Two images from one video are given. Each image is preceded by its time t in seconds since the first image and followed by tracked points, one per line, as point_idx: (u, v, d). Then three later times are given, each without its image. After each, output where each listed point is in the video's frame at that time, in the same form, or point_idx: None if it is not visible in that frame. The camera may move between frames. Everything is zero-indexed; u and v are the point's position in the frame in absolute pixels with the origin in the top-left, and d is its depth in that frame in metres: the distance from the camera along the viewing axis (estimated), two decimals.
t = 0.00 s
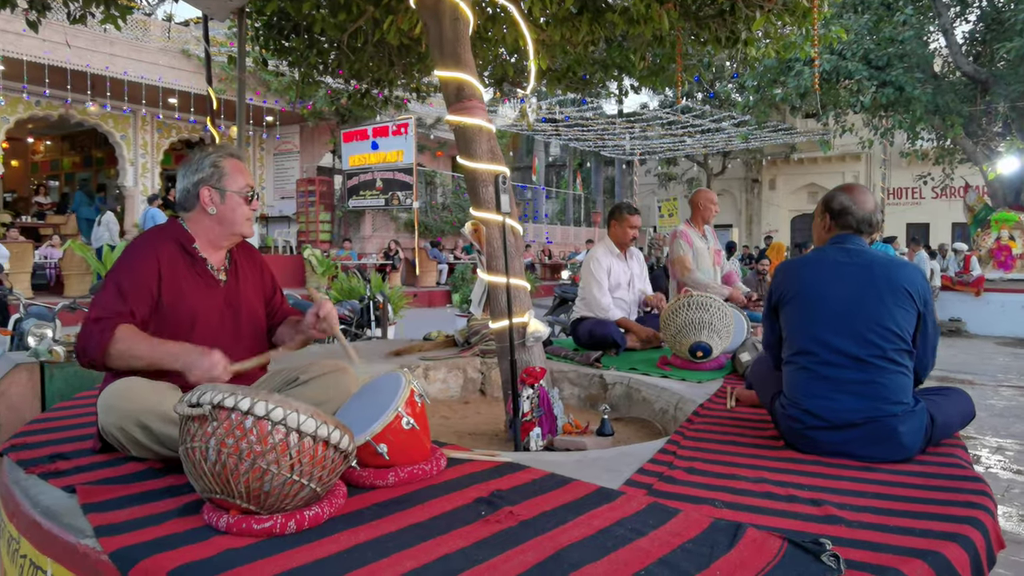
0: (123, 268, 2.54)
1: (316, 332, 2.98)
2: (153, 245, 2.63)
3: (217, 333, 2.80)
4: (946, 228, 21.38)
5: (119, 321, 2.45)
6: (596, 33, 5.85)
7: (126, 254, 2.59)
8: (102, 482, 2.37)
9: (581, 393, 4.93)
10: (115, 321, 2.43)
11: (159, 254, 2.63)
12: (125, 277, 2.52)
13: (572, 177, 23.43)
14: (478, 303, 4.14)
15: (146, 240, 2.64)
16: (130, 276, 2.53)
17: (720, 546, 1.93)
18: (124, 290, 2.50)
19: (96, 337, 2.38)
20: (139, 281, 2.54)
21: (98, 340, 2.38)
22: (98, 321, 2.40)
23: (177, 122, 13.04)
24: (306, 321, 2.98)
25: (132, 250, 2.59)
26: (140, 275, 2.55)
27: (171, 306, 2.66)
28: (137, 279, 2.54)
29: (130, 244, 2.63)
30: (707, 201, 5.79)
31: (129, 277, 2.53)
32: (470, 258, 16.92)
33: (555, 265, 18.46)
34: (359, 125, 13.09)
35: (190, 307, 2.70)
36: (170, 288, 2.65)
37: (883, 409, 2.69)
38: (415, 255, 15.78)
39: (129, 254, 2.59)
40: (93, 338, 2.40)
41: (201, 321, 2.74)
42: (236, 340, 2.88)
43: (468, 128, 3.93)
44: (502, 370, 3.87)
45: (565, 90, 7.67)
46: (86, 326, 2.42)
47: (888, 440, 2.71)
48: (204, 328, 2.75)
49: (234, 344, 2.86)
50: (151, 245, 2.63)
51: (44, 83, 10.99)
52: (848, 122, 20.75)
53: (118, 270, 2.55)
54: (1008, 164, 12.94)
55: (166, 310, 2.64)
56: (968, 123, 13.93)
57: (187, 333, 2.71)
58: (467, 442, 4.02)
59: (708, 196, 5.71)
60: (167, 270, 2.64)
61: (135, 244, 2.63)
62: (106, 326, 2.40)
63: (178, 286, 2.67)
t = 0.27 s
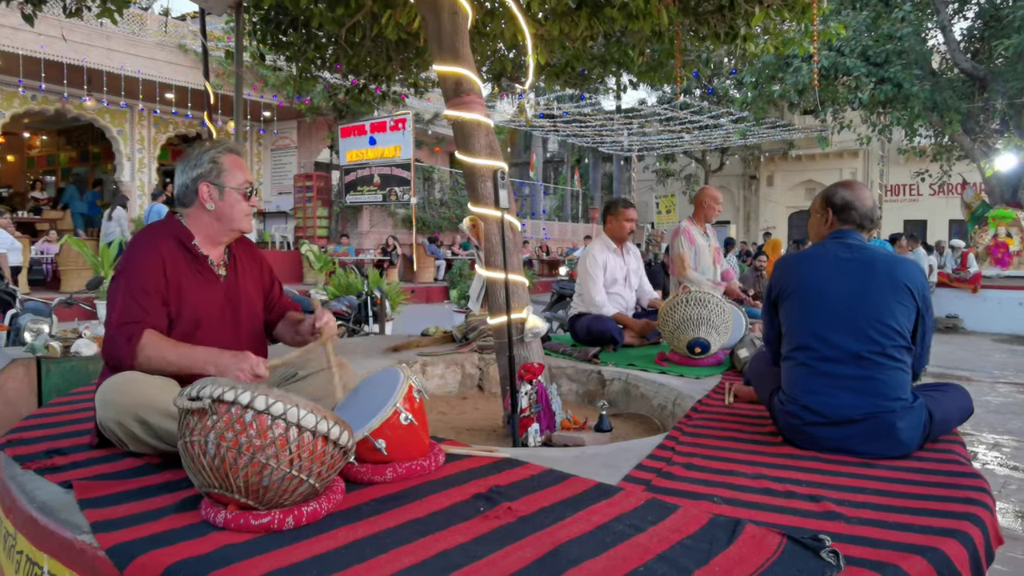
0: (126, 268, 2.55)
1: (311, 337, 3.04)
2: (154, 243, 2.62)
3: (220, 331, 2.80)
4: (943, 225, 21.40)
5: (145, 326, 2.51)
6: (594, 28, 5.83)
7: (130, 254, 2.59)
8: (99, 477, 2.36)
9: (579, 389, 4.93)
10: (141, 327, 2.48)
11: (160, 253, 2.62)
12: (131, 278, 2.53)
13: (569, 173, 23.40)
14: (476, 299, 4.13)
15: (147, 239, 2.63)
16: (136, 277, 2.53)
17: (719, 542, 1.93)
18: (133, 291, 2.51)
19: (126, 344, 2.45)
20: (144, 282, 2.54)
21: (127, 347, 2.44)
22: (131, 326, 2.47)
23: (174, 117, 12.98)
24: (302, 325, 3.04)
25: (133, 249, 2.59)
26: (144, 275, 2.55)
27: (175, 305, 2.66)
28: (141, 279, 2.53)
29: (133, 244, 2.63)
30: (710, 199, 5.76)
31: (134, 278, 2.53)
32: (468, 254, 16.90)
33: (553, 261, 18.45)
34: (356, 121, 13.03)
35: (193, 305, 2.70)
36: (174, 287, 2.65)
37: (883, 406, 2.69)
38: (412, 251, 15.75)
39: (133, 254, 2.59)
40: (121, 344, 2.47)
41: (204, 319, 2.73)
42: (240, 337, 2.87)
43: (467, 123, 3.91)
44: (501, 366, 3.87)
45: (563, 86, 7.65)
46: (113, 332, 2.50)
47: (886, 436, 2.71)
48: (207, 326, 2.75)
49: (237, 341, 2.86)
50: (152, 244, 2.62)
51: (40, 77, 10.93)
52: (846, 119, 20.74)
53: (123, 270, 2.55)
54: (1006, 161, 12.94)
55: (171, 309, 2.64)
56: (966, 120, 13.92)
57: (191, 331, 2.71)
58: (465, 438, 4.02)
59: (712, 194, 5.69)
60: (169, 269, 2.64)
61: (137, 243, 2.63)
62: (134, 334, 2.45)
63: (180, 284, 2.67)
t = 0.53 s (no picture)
0: (125, 261, 2.52)
1: (307, 326, 3.01)
2: (153, 238, 2.60)
3: (217, 327, 2.77)
4: (941, 222, 21.43)
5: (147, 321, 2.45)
6: (594, 23, 5.81)
7: (128, 248, 2.57)
8: (96, 475, 2.34)
9: (578, 385, 4.92)
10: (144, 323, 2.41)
11: (159, 247, 2.60)
12: (131, 272, 2.49)
13: (567, 170, 23.38)
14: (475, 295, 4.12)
15: (146, 232, 2.61)
16: (134, 270, 2.50)
17: (722, 540, 1.92)
18: (131, 284, 2.47)
19: (128, 341, 2.37)
20: (143, 276, 2.51)
21: (130, 343, 2.37)
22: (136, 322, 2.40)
23: (171, 112, 12.91)
24: (299, 316, 3.02)
25: (132, 243, 2.57)
26: (143, 268, 2.52)
27: (173, 300, 2.63)
28: (140, 272, 2.50)
29: (132, 238, 2.61)
30: (717, 202, 5.76)
31: (133, 272, 2.49)
32: (466, 251, 16.87)
33: (551, 258, 18.43)
34: (353, 117, 12.96)
35: (190, 301, 2.67)
36: (172, 281, 2.62)
37: (884, 403, 2.68)
38: (410, 248, 15.75)
39: (132, 247, 2.56)
40: (123, 339, 2.39)
41: (202, 314, 2.71)
42: (236, 334, 2.85)
43: (467, 118, 3.89)
44: (501, 362, 3.85)
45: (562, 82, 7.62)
46: (114, 325, 2.42)
47: (887, 434, 2.70)
48: (204, 321, 2.72)
49: (235, 337, 2.84)
50: (152, 238, 2.60)
51: (36, 72, 10.84)
52: (845, 116, 20.72)
53: (122, 263, 2.52)
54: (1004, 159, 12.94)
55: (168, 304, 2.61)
56: (963, 117, 13.87)
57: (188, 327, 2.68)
58: (465, 434, 4.00)
59: (722, 198, 5.68)
60: (168, 263, 2.61)
61: (135, 237, 2.61)
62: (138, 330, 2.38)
63: (179, 279, 2.64)
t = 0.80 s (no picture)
0: (116, 253, 2.51)
1: (306, 325, 2.95)
2: (149, 230, 2.59)
3: (212, 324, 2.73)
4: (938, 219, 21.44)
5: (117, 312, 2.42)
6: (595, 15, 5.76)
7: (121, 239, 2.55)
8: (92, 471, 2.30)
9: (578, 380, 4.89)
10: (103, 311, 2.37)
11: (153, 241, 2.58)
12: (116, 263, 2.48)
13: (565, 165, 23.32)
14: (476, 290, 4.08)
15: (142, 225, 2.60)
16: (121, 262, 2.49)
17: (729, 537, 1.89)
18: (115, 276, 2.46)
19: (86, 326, 2.34)
20: (129, 267, 2.49)
21: (87, 330, 2.32)
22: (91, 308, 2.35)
23: (167, 106, 12.83)
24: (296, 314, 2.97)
25: (125, 236, 2.55)
26: (131, 260, 2.50)
27: (165, 294, 2.60)
28: (127, 264, 2.49)
29: (128, 229, 2.60)
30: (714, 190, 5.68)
31: (119, 263, 2.48)
32: (464, 246, 16.83)
33: (548, 254, 18.40)
34: (351, 111, 12.87)
35: (184, 295, 2.64)
36: (164, 274, 2.60)
37: (889, 399, 2.65)
38: (407, 242, 15.72)
39: (125, 239, 2.55)
40: (82, 326, 2.35)
41: (196, 310, 2.67)
42: (231, 331, 2.80)
43: (467, 110, 3.85)
44: (501, 357, 3.82)
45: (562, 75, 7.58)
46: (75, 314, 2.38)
47: (892, 430, 2.66)
48: (197, 318, 2.68)
49: (229, 335, 2.79)
50: (146, 230, 2.58)
51: (31, 65, 10.75)
52: (843, 111, 20.68)
53: (111, 254, 2.52)
54: (1002, 155, 12.93)
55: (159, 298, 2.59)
56: (962, 113, 13.79)
57: (180, 322, 2.65)
58: (464, 429, 3.97)
59: (720, 184, 5.56)
60: (161, 257, 2.59)
61: (131, 229, 2.59)
62: (95, 315, 2.34)
63: (172, 273, 2.61)
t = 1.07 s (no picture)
0: (121, 252, 2.43)
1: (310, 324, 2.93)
2: (150, 225, 2.52)
3: (216, 319, 2.69)
4: (936, 213, 21.42)
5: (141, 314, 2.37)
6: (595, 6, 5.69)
7: (124, 236, 2.47)
8: (89, 467, 2.26)
9: (580, 374, 4.85)
10: (135, 314, 2.34)
11: (157, 235, 2.51)
12: (126, 261, 2.41)
13: (563, 158, 23.25)
14: (478, 284, 4.02)
15: (141, 220, 2.52)
16: (131, 259, 2.42)
17: (741, 534, 1.85)
18: (127, 275, 2.38)
19: (120, 334, 2.31)
20: (140, 265, 2.42)
21: (122, 336, 2.31)
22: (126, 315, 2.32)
23: (163, 98, 12.72)
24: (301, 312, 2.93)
25: (128, 233, 2.47)
26: (140, 256, 2.43)
27: (169, 290, 2.55)
28: (138, 260, 2.42)
29: (126, 225, 2.51)
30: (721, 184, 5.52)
31: (130, 260, 2.41)
32: (461, 240, 16.79)
33: (546, 248, 18.34)
34: (348, 103, 12.75)
35: (188, 290, 2.59)
36: (169, 270, 2.54)
37: (898, 392, 2.60)
38: (405, 236, 15.67)
39: (127, 236, 2.47)
40: (115, 334, 2.33)
41: (201, 304, 2.63)
42: (235, 325, 2.76)
43: (468, 100, 3.80)
44: (503, 351, 3.79)
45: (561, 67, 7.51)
46: (105, 321, 2.35)
47: (901, 424, 2.62)
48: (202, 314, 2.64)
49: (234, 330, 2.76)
50: (148, 225, 2.51)
51: (25, 57, 10.62)
52: (842, 106, 20.62)
53: (117, 251, 2.44)
54: (1001, 150, 12.87)
55: (165, 294, 2.53)
56: (961, 108, 13.69)
57: (186, 317, 2.60)
58: (466, 424, 3.93)
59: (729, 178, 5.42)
60: (166, 252, 2.53)
61: (131, 225, 2.51)
62: (128, 323, 2.30)
63: (176, 268, 2.56)
